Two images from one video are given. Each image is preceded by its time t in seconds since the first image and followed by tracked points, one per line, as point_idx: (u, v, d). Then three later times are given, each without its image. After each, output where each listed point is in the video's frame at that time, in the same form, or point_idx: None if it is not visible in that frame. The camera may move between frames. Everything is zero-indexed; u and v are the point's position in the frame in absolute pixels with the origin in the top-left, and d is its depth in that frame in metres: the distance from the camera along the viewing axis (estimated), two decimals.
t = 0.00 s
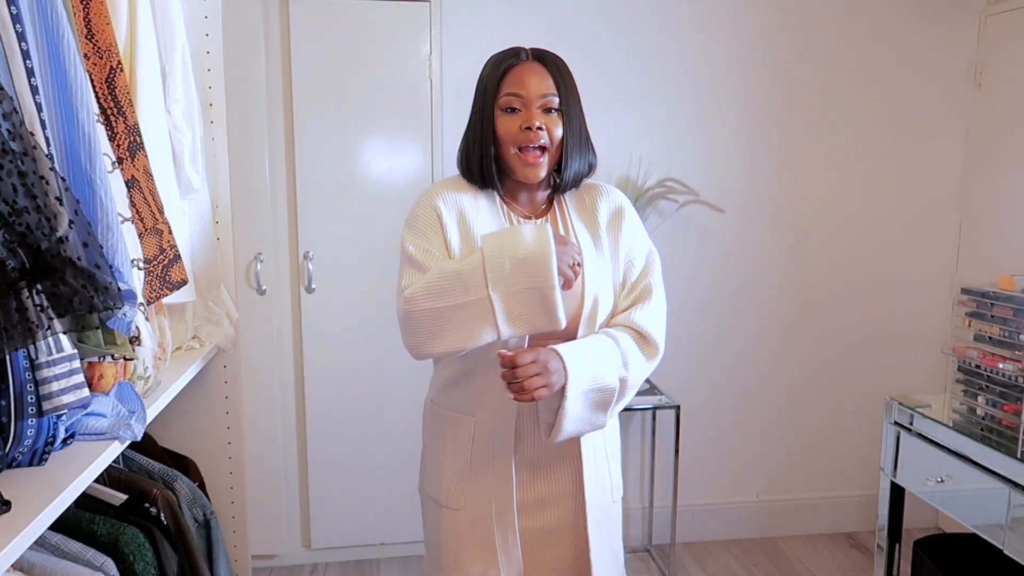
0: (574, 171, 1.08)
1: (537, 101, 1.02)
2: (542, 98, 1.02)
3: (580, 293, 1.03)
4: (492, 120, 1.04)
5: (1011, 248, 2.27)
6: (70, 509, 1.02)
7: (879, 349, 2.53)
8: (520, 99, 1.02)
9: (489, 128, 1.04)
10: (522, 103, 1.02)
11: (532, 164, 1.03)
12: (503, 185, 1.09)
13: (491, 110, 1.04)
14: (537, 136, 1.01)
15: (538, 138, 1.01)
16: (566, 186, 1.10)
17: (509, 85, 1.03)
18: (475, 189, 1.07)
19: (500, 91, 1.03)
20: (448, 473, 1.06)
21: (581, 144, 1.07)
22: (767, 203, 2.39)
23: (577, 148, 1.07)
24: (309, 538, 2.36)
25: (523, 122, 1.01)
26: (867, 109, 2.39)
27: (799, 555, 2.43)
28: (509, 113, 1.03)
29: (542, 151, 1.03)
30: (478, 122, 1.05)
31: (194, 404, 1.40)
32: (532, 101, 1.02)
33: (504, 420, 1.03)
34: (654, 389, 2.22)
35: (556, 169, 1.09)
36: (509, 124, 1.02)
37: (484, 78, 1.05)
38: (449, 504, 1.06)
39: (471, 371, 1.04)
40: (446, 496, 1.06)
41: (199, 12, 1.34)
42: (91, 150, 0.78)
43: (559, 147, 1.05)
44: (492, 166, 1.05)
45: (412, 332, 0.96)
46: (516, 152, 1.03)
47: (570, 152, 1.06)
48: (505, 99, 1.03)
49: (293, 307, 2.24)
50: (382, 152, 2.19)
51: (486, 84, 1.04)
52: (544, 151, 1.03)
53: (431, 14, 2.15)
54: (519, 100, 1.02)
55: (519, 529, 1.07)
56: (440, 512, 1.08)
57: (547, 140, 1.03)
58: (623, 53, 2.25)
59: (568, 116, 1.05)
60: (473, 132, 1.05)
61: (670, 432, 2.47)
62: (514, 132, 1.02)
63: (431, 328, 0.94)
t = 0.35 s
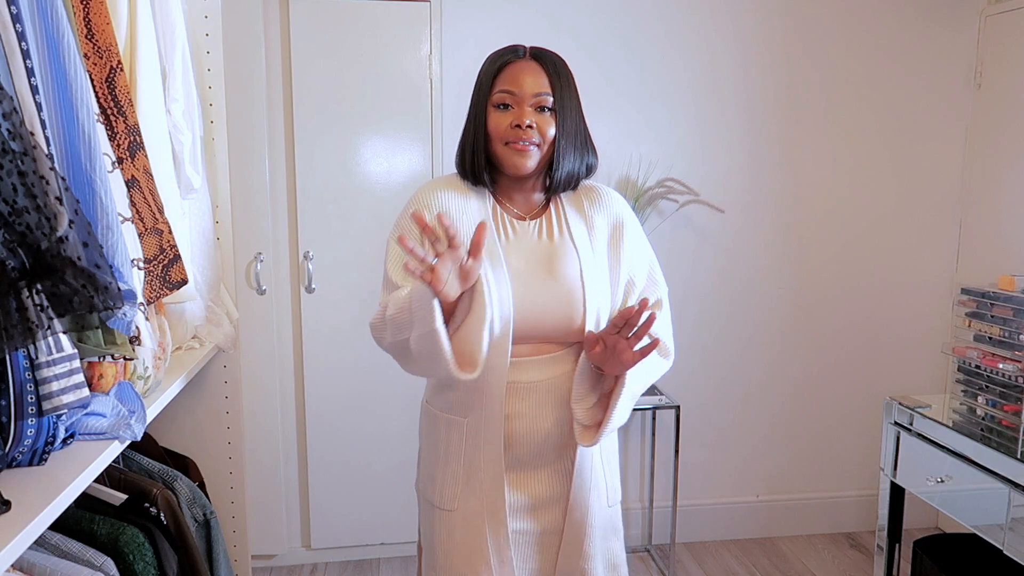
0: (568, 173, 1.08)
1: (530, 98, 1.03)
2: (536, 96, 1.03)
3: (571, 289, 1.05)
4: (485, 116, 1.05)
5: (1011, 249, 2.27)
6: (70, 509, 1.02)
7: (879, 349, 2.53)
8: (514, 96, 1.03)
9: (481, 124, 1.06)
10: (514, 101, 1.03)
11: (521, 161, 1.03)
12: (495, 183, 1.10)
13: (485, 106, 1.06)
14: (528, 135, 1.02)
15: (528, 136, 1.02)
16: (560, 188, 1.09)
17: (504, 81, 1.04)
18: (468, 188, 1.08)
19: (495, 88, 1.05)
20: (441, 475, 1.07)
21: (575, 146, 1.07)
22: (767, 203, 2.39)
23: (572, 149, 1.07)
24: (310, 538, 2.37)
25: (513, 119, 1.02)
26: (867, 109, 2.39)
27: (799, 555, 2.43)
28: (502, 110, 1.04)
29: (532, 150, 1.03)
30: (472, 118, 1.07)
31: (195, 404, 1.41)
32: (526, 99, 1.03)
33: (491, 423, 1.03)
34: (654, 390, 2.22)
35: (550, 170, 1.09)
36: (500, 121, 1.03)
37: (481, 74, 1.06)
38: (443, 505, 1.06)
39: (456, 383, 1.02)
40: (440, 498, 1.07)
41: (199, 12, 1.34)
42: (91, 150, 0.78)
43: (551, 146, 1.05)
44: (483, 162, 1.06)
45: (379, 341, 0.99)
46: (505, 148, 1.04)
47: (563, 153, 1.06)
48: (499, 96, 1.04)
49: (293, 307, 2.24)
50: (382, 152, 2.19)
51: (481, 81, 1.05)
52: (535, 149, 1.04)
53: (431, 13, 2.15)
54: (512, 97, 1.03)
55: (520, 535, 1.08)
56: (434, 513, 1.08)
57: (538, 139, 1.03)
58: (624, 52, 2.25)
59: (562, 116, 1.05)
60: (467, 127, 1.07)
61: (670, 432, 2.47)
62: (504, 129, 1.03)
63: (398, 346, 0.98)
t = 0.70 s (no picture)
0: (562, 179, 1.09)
1: (531, 104, 1.03)
2: (536, 102, 1.03)
3: (563, 289, 1.05)
4: (483, 119, 1.05)
5: (1011, 249, 2.27)
6: (69, 508, 1.02)
7: (879, 349, 2.53)
8: (514, 100, 1.03)
9: (478, 126, 1.05)
10: (515, 106, 1.03)
11: (519, 167, 1.04)
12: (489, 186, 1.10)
13: (484, 108, 1.05)
14: (527, 141, 1.02)
15: (527, 142, 1.03)
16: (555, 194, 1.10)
17: (504, 85, 1.03)
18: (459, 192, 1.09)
19: (495, 91, 1.04)
20: (438, 480, 1.08)
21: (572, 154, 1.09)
22: (767, 203, 2.39)
23: (567, 156, 1.08)
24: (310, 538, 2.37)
25: (514, 124, 1.03)
26: (867, 109, 2.39)
27: (799, 555, 2.43)
28: (501, 114, 1.04)
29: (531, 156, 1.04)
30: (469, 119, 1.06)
31: (195, 404, 1.41)
32: (526, 105, 1.03)
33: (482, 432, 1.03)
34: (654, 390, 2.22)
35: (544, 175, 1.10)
36: (499, 125, 1.03)
37: (479, 74, 1.05)
38: (439, 511, 1.08)
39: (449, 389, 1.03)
40: (436, 503, 1.08)
41: (199, 12, 1.34)
42: (91, 150, 0.78)
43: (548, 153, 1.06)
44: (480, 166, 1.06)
45: (373, 354, 1.04)
46: (504, 154, 1.04)
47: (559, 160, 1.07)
48: (499, 99, 1.03)
49: (293, 307, 2.25)
50: (382, 152, 2.19)
51: (480, 83, 1.04)
52: (533, 155, 1.04)
53: (431, 13, 2.15)
54: (513, 102, 1.03)
55: (504, 537, 1.07)
56: (434, 518, 1.10)
57: (537, 145, 1.04)
58: (624, 53, 2.25)
59: (560, 123, 1.06)
60: (463, 129, 1.06)
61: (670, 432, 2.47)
62: (504, 134, 1.03)
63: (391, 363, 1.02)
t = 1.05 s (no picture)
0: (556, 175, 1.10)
1: (525, 100, 1.03)
2: (530, 97, 1.04)
3: (567, 288, 1.05)
4: (477, 116, 1.04)
5: (1011, 249, 2.27)
6: (69, 508, 1.02)
7: (879, 349, 2.53)
8: (508, 97, 1.03)
9: (471, 123, 1.04)
10: (509, 102, 1.03)
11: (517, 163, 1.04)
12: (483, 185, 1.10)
13: (477, 105, 1.04)
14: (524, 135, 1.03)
15: (525, 138, 1.03)
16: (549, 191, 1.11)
17: (497, 82, 1.03)
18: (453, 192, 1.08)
19: (487, 88, 1.04)
20: (441, 482, 1.09)
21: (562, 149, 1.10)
22: (767, 203, 2.39)
23: (558, 151, 1.09)
24: (310, 538, 2.37)
25: (510, 120, 1.02)
26: (867, 109, 2.39)
27: (799, 555, 2.43)
28: (495, 110, 1.04)
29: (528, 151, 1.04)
30: (461, 118, 1.05)
31: (195, 405, 1.41)
32: (520, 100, 1.03)
33: (484, 436, 1.03)
34: (654, 390, 2.21)
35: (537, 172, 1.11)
36: (494, 122, 1.03)
37: (470, 73, 1.05)
38: (442, 514, 1.09)
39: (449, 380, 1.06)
40: (440, 505, 1.09)
41: (199, 12, 1.34)
42: (91, 150, 0.78)
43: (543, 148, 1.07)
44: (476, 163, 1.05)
45: (382, 350, 1.01)
46: (501, 150, 1.03)
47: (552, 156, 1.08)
48: (492, 96, 1.03)
49: (293, 307, 2.25)
50: (382, 152, 2.19)
51: (472, 81, 1.04)
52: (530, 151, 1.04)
53: (431, 13, 2.15)
54: (507, 98, 1.03)
55: (504, 539, 1.06)
56: (437, 521, 1.11)
57: (534, 140, 1.04)
58: (624, 53, 2.25)
59: (552, 119, 1.07)
60: (455, 127, 1.05)
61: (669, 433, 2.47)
62: (501, 131, 1.03)
63: (404, 359, 0.99)
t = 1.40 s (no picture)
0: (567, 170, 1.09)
1: (527, 99, 1.02)
2: (532, 95, 1.03)
3: (585, 286, 1.03)
4: (483, 119, 1.05)
5: (1011, 249, 2.27)
6: (70, 508, 1.02)
7: (879, 349, 2.53)
8: (510, 97, 1.03)
9: (478, 126, 1.05)
10: (511, 102, 1.03)
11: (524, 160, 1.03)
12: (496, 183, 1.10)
13: (481, 108, 1.05)
14: (528, 135, 1.02)
15: (528, 136, 1.02)
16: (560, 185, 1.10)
17: (499, 83, 1.03)
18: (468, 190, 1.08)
19: (490, 90, 1.04)
20: (452, 483, 1.07)
21: (572, 143, 1.08)
22: (767, 203, 2.39)
23: (568, 145, 1.08)
24: (310, 538, 2.37)
25: (513, 120, 1.02)
26: (866, 109, 2.39)
27: (799, 555, 2.43)
28: (499, 111, 1.04)
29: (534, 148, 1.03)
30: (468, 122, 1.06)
31: (195, 405, 1.41)
32: (522, 99, 1.02)
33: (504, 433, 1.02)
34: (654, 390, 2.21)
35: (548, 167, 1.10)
36: (499, 123, 1.03)
37: (474, 76, 1.05)
38: (454, 513, 1.07)
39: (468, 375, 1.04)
40: (451, 505, 1.07)
41: (199, 12, 1.34)
42: (91, 150, 0.78)
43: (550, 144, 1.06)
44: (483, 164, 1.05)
45: (410, 340, 0.97)
46: (506, 150, 1.03)
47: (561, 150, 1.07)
48: (495, 98, 1.03)
49: (293, 307, 2.25)
50: (382, 152, 2.19)
51: (476, 81, 1.05)
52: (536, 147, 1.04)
53: (430, 13, 2.15)
54: (509, 98, 1.03)
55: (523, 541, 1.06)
56: (446, 521, 1.09)
57: (539, 137, 1.03)
58: (624, 53, 2.25)
59: (559, 113, 1.05)
60: (463, 130, 1.06)
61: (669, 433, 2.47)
62: (505, 131, 1.03)
63: (435, 347, 0.96)
